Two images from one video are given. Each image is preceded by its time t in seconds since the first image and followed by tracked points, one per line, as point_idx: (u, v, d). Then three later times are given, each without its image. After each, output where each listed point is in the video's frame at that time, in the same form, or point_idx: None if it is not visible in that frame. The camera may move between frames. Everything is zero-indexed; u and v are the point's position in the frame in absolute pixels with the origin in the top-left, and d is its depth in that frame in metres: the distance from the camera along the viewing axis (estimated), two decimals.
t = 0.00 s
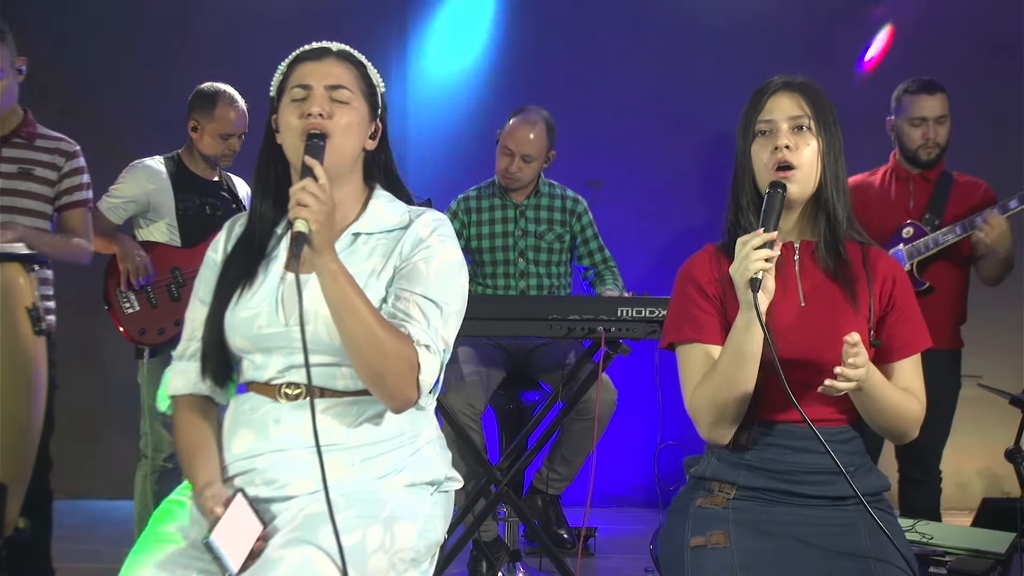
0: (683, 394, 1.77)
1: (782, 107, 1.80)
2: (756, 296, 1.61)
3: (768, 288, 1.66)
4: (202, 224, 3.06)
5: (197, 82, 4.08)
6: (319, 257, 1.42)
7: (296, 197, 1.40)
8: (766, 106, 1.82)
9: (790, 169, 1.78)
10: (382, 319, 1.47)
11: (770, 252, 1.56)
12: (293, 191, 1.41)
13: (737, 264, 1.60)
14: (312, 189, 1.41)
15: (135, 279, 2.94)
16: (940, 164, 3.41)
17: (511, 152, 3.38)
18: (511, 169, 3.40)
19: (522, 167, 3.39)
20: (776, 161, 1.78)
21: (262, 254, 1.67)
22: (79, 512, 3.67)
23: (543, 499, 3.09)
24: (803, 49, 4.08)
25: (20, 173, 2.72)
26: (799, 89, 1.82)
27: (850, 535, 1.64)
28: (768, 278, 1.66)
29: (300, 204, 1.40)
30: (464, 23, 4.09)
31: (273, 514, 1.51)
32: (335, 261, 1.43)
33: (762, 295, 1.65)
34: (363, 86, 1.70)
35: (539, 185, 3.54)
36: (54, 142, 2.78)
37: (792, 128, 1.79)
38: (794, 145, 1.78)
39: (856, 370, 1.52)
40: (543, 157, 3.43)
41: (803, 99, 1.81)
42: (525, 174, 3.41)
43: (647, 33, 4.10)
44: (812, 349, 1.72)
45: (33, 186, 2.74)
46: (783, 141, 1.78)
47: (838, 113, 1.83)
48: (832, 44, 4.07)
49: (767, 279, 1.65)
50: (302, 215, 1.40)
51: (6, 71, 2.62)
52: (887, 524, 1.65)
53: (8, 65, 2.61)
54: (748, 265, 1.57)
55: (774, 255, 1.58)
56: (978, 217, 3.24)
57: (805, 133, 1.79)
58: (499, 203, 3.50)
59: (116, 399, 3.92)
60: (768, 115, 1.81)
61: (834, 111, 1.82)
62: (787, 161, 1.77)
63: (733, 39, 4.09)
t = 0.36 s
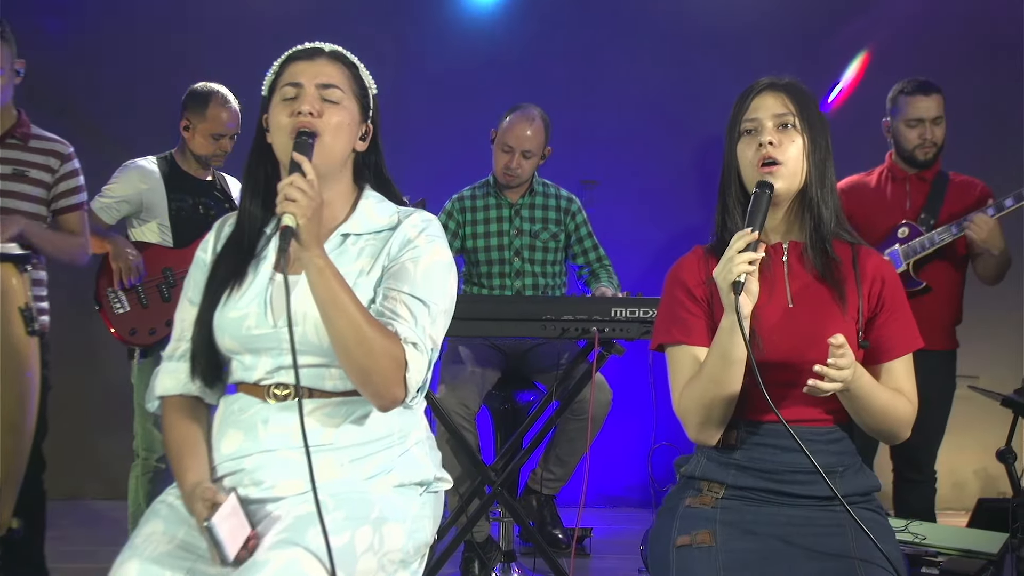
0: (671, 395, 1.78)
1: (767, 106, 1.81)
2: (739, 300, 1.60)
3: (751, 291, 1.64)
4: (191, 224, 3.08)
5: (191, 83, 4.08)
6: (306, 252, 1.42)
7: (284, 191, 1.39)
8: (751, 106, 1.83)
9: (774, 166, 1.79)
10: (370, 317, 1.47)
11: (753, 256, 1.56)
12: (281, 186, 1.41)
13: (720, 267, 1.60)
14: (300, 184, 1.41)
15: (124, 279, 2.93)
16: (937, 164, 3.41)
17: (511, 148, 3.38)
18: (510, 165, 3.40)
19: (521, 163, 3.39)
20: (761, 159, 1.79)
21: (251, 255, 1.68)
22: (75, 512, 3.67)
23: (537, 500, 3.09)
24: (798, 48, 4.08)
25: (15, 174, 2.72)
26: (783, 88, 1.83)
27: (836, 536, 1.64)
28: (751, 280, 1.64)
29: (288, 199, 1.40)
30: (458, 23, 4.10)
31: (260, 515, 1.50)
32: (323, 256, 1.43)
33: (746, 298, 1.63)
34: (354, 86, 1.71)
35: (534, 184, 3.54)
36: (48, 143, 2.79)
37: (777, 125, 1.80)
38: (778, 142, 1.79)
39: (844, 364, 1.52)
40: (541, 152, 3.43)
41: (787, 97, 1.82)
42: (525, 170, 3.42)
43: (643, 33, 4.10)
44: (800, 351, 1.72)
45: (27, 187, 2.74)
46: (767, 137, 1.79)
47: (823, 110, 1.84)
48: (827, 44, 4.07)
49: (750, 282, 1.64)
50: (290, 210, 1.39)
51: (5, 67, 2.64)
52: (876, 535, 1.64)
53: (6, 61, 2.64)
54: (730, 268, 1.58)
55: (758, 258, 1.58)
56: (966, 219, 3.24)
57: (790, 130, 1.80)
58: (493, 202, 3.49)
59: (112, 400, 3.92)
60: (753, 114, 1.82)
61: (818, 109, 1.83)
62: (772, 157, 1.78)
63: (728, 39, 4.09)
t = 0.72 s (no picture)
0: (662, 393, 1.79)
1: (764, 103, 1.82)
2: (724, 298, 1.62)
3: (737, 286, 1.66)
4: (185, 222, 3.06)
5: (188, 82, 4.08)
6: (310, 250, 1.42)
7: (288, 190, 1.42)
8: (750, 101, 1.84)
9: (769, 162, 1.78)
10: (371, 316, 1.46)
11: (738, 253, 1.58)
12: (284, 185, 1.43)
13: (706, 266, 1.64)
14: (303, 182, 1.42)
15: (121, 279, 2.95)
16: (935, 165, 3.41)
17: (511, 151, 3.37)
18: (512, 169, 3.39)
19: (522, 165, 3.39)
20: (755, 156, 1.79)
21: (242, 254, 1.67)
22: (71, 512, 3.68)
23: (533, 500, 3.10)
24: (796, 48, 4.08)
25: (10, 175, 2.71)
26: (780, 86, 1.83)
27: (813, 537, 1.64)
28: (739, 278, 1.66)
29: (293, 197, 1.42)
30: (456, 23, 4.10)
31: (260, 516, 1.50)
32: (326, 255, 1.44)
33: (732, 294, 1.65)
34: (349, 88, 1.71)
35: (533, 185, 3.54)
36: (42, 145, 2.78)
37: (773, 122, 1.80)
38: (773, 138, 1.79)
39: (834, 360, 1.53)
40: (540, 154, 3.43)
41: (784, 95, 1.82)
42: (525, 172, 3.41)
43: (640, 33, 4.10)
44: (795, 351, 1.72)
45: (24, 189, 2.74)
46: (761, 133, 1.79)
47: (822, 109, 1.84)
48: (825, 43, 4.07)
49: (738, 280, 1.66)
50: (295, 208, 1.41)
51: None
52: (862, 541, 1.63)
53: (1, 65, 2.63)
54: (717, 265, 1.61)
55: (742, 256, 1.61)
56: (964, 222, 3.24)
57: (786, 127, 1.80)
58: (492, 202, 3.50)
59: (109, 399, 3.92)
60: (750, 110, 1.82)
61: (816, 107, 1.83)
62: (765, 152, 1.78)
63: (726, 39, 4.09)
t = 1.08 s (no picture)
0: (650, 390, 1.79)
1: (762, 108, 1.81)
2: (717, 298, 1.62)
3: (731, 287, 1.66)
4: (176, 220, 3.06)
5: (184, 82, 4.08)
6: (315, 251, 1.43)
7: (293, 190, 1.41)
8: (747, 105, 1.83)
9: (763, 175, 1.79)
10: (374, 315, 1.47)
11: (732, 253, 1.58)
12: (289, 184, 1.42)
13: (700, 266, 1.63)
14: (308, 183, 1.42)
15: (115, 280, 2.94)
16: (929, 165, 3.42)
17: (525, 153, 3.37)
18: (527, 169, 3.39)
19: (537, 164, 3.39)
20: (750, 163, 1.80)
21: (231, 252, 1.68)
22: (65, 513, 3.67)
23: (529, 501, 3.09)
24: (793, 48, 4.08)
25: (4, 176, 2.72)
26: (779, 91, 1.82)
27: (791, 538, 1.66)
28: (733, 278, 1.65)
29: (299, 197, 1.42)
30: (454, 23, 4.10)
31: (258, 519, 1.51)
32: (330, 255, 1.45)
33: (724, 295, 1.65)
34: (343, 91, 1.72)
35: (531, 185, 3.54)
36: (36, 146, 2.78)
37: (769, 130, 1.80)
38: (768, 149, 1.79)
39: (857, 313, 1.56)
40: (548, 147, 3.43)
41: (782, 100, 1.81)
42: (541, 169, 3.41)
43: (638, 33, 4.10)
44: (784, 349, 1.74)
45: (17, 188, 2.75)
46: (757, 144, 1.79)
47: (820, 113, 1.83)
48: (822, 43, 4.07)
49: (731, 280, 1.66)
50: (301, 208, 1.41)
51: None
52: (835, 545, 1.63)
53: None
54: (710, 266, 1.60)
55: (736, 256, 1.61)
56: (956, 222, 3.26)
57: (782, 136, 1.80)
58: (492, 201, 3.49)
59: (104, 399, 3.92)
60: (748, 115, 1.82)
61: (813, 111, 1.82)
62: (759, 165, 1.79)
63: (723, 39, 4.09)
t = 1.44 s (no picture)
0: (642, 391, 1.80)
1: (751, 120, 1.80)
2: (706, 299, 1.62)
3: (723, 291, 1.66)
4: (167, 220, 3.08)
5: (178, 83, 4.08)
6: (325, 258, 1.48)
7: (308, 197, 1.45)
8: (737, 117, 1.82)
9: (755, 188, 1.79)
10: (380, 320, 1.53)
11: (722, 257, 1.58)
12: (303, 190, 1.46)
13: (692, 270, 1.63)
14: (320, 188, 1.46)
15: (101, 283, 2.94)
16: (920, 167, 3.42)
17: (509, 149, 3.39)
18: (512, 166, 3.41)
19: (521, 163, 3.41)
20: (741, 179, 1.79)
21: (223, 252, 1.68)
22: (58, 513, 3.67)
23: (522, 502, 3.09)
24: (787, 49, 4.09)
25: None
26: (771, 101, 1.81)
27: (780, 540, 1.66)
28: (724, 282, 1.66)
29: (311, 203, 1.45)
30: (448, 23, 4.10)
31: (252, 516, 1.50)
32: (339, 260, 1.50)
33: (717, 298, 1.65)
34: (335, 95, 1.71)
35: (525, 185, 3.55)
36: (28, 147, 2.79)
37: (760, 144, 1.80)
38: (760, 165, 1.79)
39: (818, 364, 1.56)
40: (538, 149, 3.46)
41: (771, 113, 1.81)
42: (524, 168, 3.43)
43: (632, 34, 4.11)
44: (776, 351, 1.75)
45: (8, 189, 2.75)
46: (749, 160, 1.78)
47: (809, 120, 1.84)
48: (815, 44, 4.08)
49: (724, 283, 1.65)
50: (316, 214, 1.44)
51: None
52: (815, 545, 1.63)
53: None
54: (700, 269, 1.60)
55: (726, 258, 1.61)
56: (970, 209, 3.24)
57: (773, 149, 1.80)
58: (485, 201, 3.50)
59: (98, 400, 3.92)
60: (737, 127, 1.82)
61: (804, 120, 1.82)
62: (753, 181, 1.78)
63: (717, 40, 4.10)
